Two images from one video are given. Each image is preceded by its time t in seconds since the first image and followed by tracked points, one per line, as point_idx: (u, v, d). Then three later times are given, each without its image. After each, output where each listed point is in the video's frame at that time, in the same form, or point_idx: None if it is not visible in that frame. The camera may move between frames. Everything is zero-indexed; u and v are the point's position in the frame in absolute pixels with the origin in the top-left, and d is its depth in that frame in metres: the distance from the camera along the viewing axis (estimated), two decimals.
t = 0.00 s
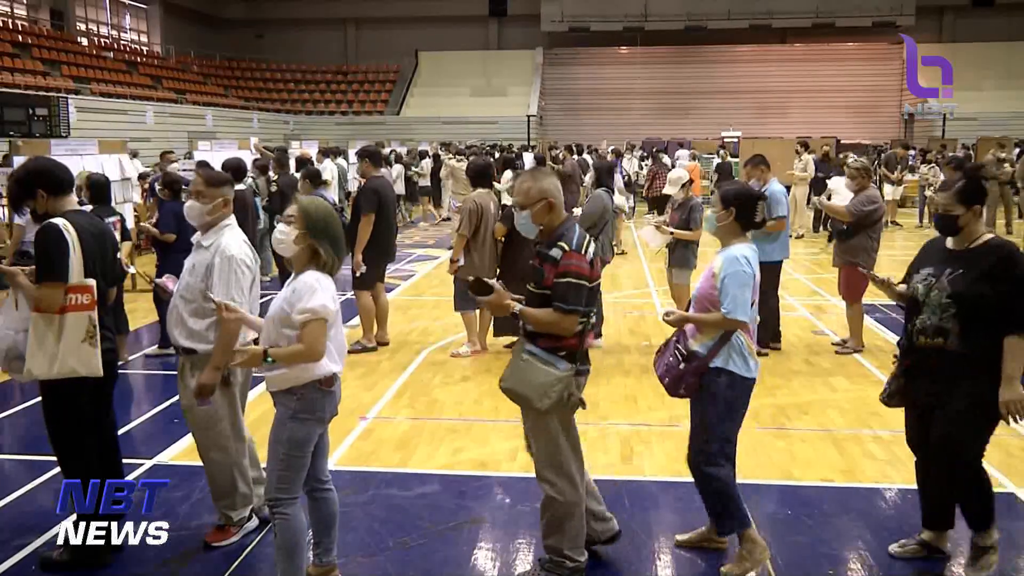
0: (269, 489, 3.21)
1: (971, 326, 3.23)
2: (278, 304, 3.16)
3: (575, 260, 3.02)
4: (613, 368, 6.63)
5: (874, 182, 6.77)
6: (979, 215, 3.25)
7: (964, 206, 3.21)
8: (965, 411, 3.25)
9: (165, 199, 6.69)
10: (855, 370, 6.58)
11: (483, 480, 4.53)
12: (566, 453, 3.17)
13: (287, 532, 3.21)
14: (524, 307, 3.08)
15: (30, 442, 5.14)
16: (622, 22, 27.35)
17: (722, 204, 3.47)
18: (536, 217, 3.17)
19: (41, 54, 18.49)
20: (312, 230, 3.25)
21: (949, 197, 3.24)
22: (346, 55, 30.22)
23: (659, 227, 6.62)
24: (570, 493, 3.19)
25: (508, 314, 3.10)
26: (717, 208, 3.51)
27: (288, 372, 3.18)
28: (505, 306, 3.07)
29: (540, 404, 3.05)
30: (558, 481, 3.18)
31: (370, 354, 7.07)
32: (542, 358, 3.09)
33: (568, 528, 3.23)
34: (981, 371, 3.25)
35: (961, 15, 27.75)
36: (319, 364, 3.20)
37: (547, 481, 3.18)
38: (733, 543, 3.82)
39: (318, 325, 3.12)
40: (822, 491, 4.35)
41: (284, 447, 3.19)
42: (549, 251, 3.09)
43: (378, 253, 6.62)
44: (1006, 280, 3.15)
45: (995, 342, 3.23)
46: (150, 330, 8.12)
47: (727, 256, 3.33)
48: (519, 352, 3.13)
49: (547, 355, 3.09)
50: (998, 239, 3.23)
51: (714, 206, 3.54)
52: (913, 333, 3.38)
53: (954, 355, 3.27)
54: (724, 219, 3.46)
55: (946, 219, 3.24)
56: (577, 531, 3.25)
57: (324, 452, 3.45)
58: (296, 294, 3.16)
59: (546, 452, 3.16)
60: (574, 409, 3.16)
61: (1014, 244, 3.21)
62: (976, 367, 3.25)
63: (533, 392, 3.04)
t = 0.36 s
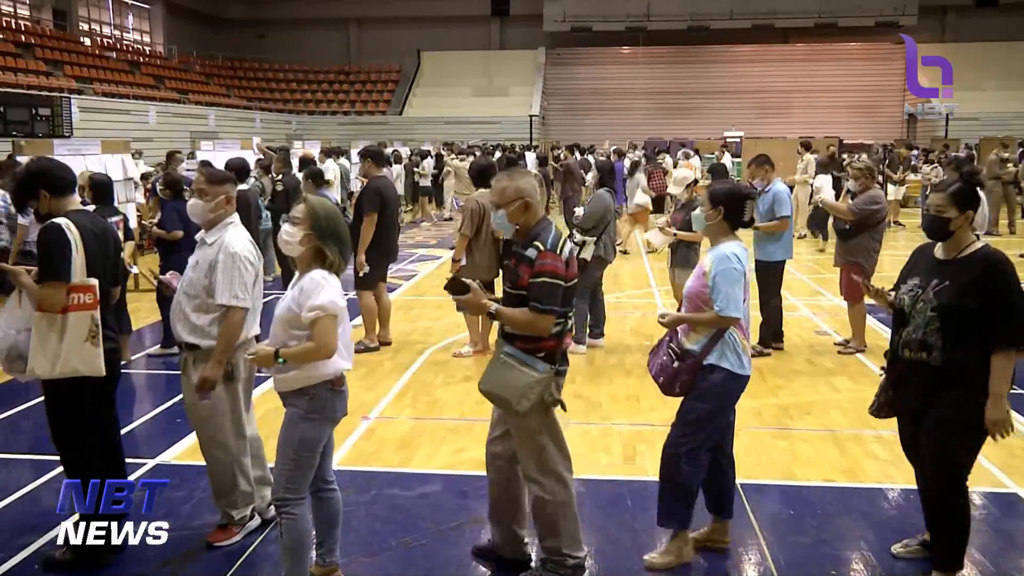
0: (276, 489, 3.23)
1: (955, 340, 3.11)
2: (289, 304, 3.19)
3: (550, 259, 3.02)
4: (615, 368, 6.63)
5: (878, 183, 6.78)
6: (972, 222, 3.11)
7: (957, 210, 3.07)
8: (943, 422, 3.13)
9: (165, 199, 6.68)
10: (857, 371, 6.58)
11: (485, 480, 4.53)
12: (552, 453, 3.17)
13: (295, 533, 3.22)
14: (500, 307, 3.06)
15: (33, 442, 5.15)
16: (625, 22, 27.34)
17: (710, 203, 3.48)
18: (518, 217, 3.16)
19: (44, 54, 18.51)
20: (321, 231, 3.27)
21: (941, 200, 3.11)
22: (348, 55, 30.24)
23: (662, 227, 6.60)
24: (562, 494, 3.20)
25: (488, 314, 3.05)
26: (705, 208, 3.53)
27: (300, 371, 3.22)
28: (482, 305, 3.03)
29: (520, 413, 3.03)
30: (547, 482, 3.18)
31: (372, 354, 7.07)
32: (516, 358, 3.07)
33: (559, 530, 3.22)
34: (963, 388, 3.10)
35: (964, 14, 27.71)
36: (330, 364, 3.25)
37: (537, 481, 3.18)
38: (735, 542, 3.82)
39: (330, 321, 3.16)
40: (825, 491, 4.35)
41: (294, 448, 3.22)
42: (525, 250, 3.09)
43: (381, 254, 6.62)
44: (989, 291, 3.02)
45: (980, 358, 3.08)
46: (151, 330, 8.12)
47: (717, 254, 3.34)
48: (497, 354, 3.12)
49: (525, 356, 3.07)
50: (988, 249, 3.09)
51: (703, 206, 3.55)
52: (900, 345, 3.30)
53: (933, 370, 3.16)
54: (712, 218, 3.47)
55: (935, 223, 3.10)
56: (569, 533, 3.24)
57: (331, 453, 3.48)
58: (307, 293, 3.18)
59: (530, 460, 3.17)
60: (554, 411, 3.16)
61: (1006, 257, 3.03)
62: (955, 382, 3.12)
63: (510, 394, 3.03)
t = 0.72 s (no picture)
0: (279, 489, 3.24)
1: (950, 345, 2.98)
2: (295, 304, 3.20)
3: (529, 255, 3.04)
4: (618, 368, 6.62)
5: (882, 183, 6.74)
6: (974, 224, 3.02)
7: (959, 209, 2.99)
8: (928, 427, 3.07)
9: (170, 199, 6.68)
10: (861, 371, 6.57)
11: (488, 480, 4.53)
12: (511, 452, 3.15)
13: (297, 533, 3.23)
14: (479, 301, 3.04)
15: (36, 441, 5.15)
16: (627, 22, 27.33)
17: (691, 202, 3.48)
18: (502, 215, 3.16)
19: (47, 54, 18.54)
20: (326, 231, 3.28)
21: (942, 197, 3.02)
22: (350, 55, 30.27)
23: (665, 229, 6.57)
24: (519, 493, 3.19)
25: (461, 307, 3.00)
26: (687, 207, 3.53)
27: (309, 371, 3.23)
28: (459, 299, 2.99)
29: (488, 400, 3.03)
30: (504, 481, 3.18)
31: (375, 353, 7.08)
32: (492, 353, 3.07)
33: (516, 532, 3.21)
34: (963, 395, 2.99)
35: (967, 15, 27.69)
36: (337, 363, 3.26)
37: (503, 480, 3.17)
38: (739, 543, 3.81)
39: (334, 321, 3.15)
40: (828, 491, 4.35)
41: (299, 447, 3.23)
42: (506, 249, 3.11)
43: (384, 253, 6.63)
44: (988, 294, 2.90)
45: (984, 364, 2.96)
46: (154, 330, 8.13)
47: (697, 256, 3.33)
48: (473, 347, 3.12)
49: (502, 350, 3.09)
50: (991, 253, 2.98)
51: (683, 205, 3.55)
52: (893, 351, 3.18)
53: (930, 376, 3.04)
54: (693, 218, 3.46)
55: (935, 221, 3.01)
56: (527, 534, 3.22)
57: (336, 453, 3.49)
58: (313, 293, 3.18)
59: (489, 457, 3.14)
60: (526, 406, 3.18)
61: (1007, 260, 2.96)
62: (952, 388, 3.00)
63: (483, 384, 3.02)
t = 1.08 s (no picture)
0: (281, 489, 3.25)
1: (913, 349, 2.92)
2: (297, 304, 3.21)
3: (520, 258, 3.03)
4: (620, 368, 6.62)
5: (885, 184, 6.73)
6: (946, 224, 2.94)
7: (929, 211, 2.92)
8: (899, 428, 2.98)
9: (172, 199, 6.68)
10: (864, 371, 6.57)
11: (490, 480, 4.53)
12: (504, 458, 3.16)
13: (298, 533, 3.23)
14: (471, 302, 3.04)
15: (38, 441, 5.16)
16: (630, 22, 27.32)
17: (678, 206, 3.54)
18: (496, 215, 3.16)
19: (50, 55, 18.55)
20: (326, 230, 3.27)
21: (912, 199, 2.95)
22: (353, 55, 30.29)
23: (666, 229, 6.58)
24: (515, 499, 3.18)
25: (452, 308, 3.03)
26: (673, 210, 3.58)
27: (309, 372, 3.23)
28: (453, 299, 3.02)
29: (473, 405, 3.07)
30: (500, 487, 3.18)
31: (377, 353, 7.08)
32: (482, 356, 3.10)
33: (509, 539, 3.19)
34: (938, 393, 2.91)
35: (970, 15, 27.66)
36: (338, 364, 3.26)
37: (494, 484, 3.18)
38: (741, 543, 3.81)
39: (334, 322, 3.15)
40: (830, 492, 4.35)
41: (302, 448, 3.24)
42: (502, 250, 3.11)
43: (387, 254, 6.62)
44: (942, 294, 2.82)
45: (950, 365, 2.88)
46: (158, 330, 8.14)
47: (682, 260, 3.37)
48: (466, 349, 3.15)
49: (491, 354, 3.11)
50: (960, 257, 2.89)
51: (671, 208, 3.61)
52: (863, 353, 3.11)
53: (896, 379, 2.96)
54: (679, 220, 3.52)
55: (905, 223, 2.96)
56: (517, 540, 3.21)
57: (338, 454, 3.50)
58: (313, 290, 3.18)
59: (485, 457, 3.18)
60: (518, 409, 3.17)
61: (974, 266, 2.86)
62: (922, 388, 2.92)
63: (471, 390, 3.03)
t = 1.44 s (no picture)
0: (291, 488, 3.25)
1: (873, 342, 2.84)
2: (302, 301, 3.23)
3: (526, 259, 3.03)
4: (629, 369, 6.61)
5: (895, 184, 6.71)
6: (908, 222, 2.91)
7: (894, 207, 2.88)
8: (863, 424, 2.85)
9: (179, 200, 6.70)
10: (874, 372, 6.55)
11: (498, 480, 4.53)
12: (510, 461, 3.16)
13: (307, 532, 3.24)
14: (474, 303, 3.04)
15: (48, 440, 5.18)
16: (638, 22, 27.30)
17: (676, 207, 3.53)
18: (499, 217, 3.17)
19: (60, 55, 18.60)
20: (334, 232, 3.27)
21: (879, 194, 2.91)
22: (361, 56, 30.34)
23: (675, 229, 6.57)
24: (522, 502, 3.18)
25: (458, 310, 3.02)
26: (671, 212, 3.57)
27: (313, 374, 3.25)
28: (457, 299, 3.01)
29: (472, 406, 3.07)
30: (508, 488, 3.18)
31: (385, 353, 7.08)
32: (480, 357, 3.10)
33: (517, 540, 3.20)
34: (901, 389, 2.81)
35: (980, 14, 27.56)
36: (342, 362, 3.27)
37: (500, 486, 3.18)
38: (748, 543, 3.81)
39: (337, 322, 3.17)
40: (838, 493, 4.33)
41: (311, 448, 3.25)
42: (506, 251, 3.11)
43: (396, 253, 6.63)
44: (902, 287, 2.76)
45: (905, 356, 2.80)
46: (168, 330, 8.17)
47: (686, 263, 3.38)
48: (468, 349, 3.15)
49: (493, 355, 3.09)
50: (920, 253, 2.85)
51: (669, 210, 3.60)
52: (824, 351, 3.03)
53: (854, 373, 2.88)
54: (678, 222, 3.52)
55: (870, 218, 2.91)
56: (525, 541, 3.22)
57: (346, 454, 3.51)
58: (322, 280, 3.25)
59: (488, 460, 3.18)
60: (521, 410, 3.14)
61: (934, 261, 2.82)
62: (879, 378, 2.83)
63: (472, 392, 3.04)
